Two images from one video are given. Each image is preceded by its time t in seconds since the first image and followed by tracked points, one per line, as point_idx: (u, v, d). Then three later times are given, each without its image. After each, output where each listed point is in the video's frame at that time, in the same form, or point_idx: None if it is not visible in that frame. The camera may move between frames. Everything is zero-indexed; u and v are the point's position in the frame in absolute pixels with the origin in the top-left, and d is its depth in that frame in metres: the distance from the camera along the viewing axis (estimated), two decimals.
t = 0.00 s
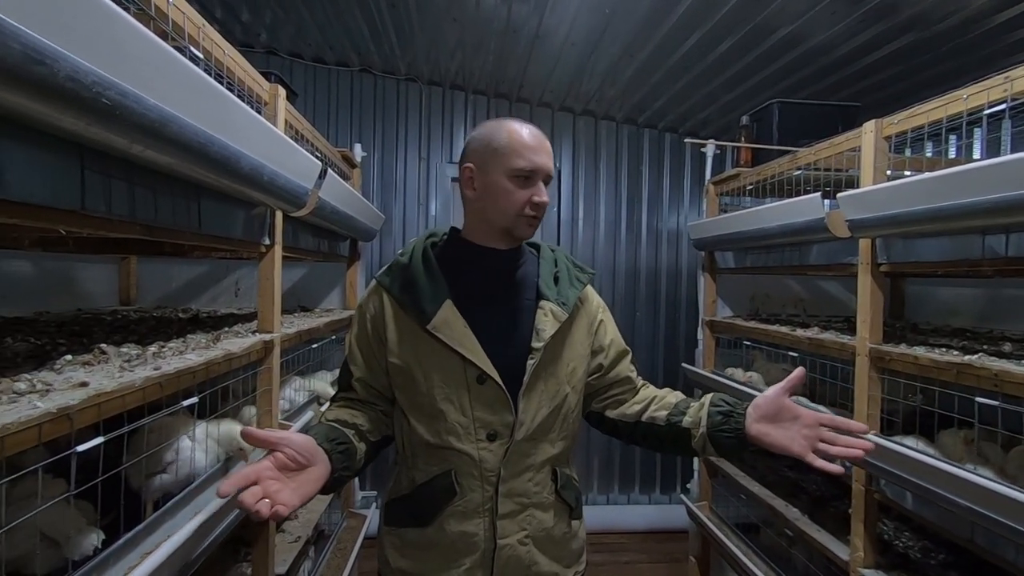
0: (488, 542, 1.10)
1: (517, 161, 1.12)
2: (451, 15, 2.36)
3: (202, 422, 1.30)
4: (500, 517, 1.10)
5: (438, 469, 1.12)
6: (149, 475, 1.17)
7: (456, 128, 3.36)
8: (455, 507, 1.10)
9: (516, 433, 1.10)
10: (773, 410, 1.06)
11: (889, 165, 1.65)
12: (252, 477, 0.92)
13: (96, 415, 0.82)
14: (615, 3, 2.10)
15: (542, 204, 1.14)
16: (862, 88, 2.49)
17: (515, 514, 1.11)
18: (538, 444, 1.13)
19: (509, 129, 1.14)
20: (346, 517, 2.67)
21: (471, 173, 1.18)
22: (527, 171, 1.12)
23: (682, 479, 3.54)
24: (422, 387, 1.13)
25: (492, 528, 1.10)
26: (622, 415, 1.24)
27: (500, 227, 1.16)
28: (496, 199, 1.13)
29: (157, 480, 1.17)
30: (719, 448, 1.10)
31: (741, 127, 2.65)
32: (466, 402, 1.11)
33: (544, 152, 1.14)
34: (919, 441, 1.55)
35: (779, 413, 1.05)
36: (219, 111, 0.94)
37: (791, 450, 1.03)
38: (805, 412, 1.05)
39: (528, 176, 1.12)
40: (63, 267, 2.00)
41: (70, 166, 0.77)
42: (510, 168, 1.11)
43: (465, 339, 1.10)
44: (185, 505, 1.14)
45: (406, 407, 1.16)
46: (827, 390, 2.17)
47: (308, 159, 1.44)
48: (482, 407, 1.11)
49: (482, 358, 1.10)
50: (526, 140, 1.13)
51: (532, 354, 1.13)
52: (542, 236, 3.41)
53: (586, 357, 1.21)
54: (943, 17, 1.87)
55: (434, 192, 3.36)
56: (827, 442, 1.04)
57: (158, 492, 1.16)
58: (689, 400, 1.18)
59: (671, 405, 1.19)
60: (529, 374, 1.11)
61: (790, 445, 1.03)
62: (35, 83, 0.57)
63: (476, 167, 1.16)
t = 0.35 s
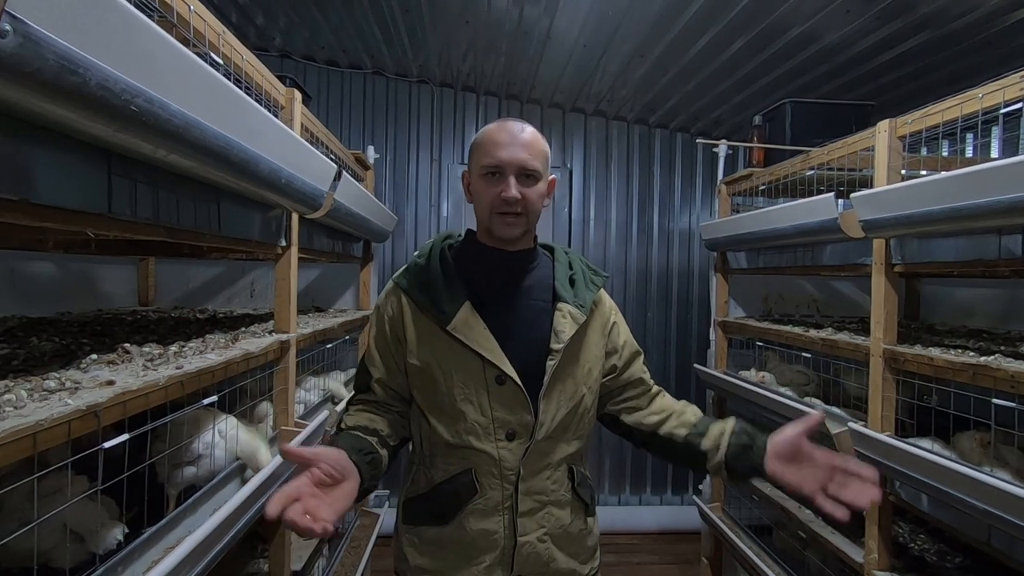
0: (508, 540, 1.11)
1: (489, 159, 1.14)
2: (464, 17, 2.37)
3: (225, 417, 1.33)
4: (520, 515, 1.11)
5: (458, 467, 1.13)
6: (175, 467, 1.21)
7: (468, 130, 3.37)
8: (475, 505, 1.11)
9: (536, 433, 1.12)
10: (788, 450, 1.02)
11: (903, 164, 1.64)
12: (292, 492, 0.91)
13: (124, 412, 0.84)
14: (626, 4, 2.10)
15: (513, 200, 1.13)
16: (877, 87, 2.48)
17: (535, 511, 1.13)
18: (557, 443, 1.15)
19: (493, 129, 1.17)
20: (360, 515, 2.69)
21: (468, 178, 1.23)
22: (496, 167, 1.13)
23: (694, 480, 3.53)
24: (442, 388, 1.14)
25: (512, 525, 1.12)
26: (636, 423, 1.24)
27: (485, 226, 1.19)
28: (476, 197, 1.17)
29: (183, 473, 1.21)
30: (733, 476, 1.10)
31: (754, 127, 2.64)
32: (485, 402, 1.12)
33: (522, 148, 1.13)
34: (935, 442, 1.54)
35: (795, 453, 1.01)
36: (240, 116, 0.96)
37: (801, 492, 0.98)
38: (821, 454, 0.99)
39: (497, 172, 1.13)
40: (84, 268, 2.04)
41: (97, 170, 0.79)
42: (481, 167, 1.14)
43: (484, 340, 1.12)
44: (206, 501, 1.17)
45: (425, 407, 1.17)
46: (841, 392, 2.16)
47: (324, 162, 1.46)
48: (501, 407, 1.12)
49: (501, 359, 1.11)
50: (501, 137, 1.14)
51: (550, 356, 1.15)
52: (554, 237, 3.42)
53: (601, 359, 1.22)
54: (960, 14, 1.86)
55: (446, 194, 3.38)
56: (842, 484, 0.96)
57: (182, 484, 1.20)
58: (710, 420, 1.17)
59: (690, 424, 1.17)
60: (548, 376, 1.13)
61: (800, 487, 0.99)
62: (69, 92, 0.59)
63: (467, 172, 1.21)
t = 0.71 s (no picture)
0: (521, 537, 1.13)
1: (545, 166, 1.11)
2: (470, 18, 2.38)
3: (235, 415, 1.35)
4: (533, 513, 1.13)
5: (470, 468, 1.13)
6: (188, 463, 1.23)
7: (473, 130, 3.39)
8: (488, 503, 1.12)
9: (550, 436, 1.13)
10: None
11: (908, 165, 1.65)
12: None
13: (142, 409, 0.86)
14: (631, 5, 2.11)
15: (569, 209, 1.14)
16: (882, 87, 2.48)
17: (547, 510, 1.15)
18: (569, 444, 1.16)
19: (535, 133, 1.13)
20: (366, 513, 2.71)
21: (496, 177, 1.16)
22: (555, 175, 1.11)
23: (699, 480, 3.55)
24: (454, 392, 1.13)
25: (525, 523, 1.13)
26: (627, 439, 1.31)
27: (526, 231, 1.16)
28: (522, 203, 1.12)
29: (195, 468, 1.23)
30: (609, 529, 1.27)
31: (758, 127, 2.65)
32: (496, 405, 1.12)
33: (571, 156, 1.14)
34: (940, 442, 1.55)
35: None
36: (255, 120, 0.99)
37: None
38: None
39: (555, 180, 1.11)
40: (95, 267, 2.07)
41: (118, 171, 0.81)
42: (538, 173, 1.10)
43: (495, 344, 1.12)
44: (219, 496, 1.19)
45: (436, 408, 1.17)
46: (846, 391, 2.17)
47: (333, 163, 1.48)
48: (511, 409, 1.12)
49: (512, 362, 1.11)
50: (554, 144, 1.11)
51: (565, 361, 1.16)
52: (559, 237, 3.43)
53: (611, 361, 1.25)
54: (966, 15, 1.86)
55: (451, 194, 3.40)
56: None
57: (195, 479, 1.22)
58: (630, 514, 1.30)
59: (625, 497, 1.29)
60: (564, 380, 1.14)
61: None
62: (96, 97, 0.61)
63: (503, 173, 1.14)
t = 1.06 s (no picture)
0: (540, 528, 1.17)
1: (578, 177, 1.13)
2: (471, 17, 2.40)
3: (242, 411, 1.38)
4: (551, 505, 1.17)
5: (488, 466, 1.15)
6: (195, 458, 1.25)
7: (472, 129, 3.41)
8: (507, 498, 1.15)
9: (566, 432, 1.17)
10: None
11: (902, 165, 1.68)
12: None
13: (156, 403, 0.89)
14: (630, 6, 2.14)
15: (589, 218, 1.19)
16: (878, 88, 2.51)
17: (563, 500, 1.19)
18: (581, 438, 1.20)
19: (569, 142, 1.14)
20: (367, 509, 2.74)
21: (523, 180, 1.16)
22: (584, 187, 1.14)
23: (696, 476, 3.58)
24: (469, 394, 1.15)
25: (543, 515, 1.17)
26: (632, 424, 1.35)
27: (547, 236, 1.18)
28: (551, 211, 1.14)
29: (202, 464, 1.25)
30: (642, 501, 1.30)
31: (755, 127, 2.68)
32: (512, 406, 1.14)
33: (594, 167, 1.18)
34: (931, 437, 1.59)
35: None
36: (265, 121, 1.01)
37: None
38: None
39: (583, 191, 1.15)
40: (99, 265, 2.09)
41: (134, 171, 0.84)
42: (570, 182, 1.13)
43: (511, 346, 1.14)
44: (226, 489, 1.22)
45: (448, 409, 1.18)
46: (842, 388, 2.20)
47: (337, 163, 1.50)
48: (528, 408, 1.15)
49: (528, 364, 1.14)
50: (585, 157, 1.14)
51: (579, 359, 1.20)
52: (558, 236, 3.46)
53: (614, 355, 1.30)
54: (960, 17, 1.89)
55: (450, 193, 3.41)
56: None
57: (202, 474, 1.25)
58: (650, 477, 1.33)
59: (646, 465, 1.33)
60: (579, 378, 1.18)
61: None
62: (119, 100, 0.64)
63: (532, 179, 1.15)
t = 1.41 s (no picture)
0: (573, 505, 1.24)
1: (557, 175, 1.15)
2: (466, 15, 2.43)
3: (243, 405, 1.41)
4: (580, 482, 1.25)
5: (522, 455, 1.18)
6: (200, 451, 1.28)
7: (466, 127, 3.43)
8: (543, 482, 1.20)
9: (588, 414, 1.24)
10: None
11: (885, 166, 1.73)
12: None
13: (168, 393, 0.92)
14: (623, 7, 2.19)
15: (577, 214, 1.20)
16: (865, 89, 2.57)
17: (588, 476, 1.28)
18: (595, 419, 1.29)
19: (551, 140, 1.16)
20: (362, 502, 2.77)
21: (510, 181, 1.20)
22: (565, 183, 1.16)
23: (685, 470, 3.65)
24: (500, 386, 1.17)
25: (574, 492, 1.24)
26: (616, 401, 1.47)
27: (536, 234, 1.22)
28: (535, 209, 1.17)
29: (206, 456, 1.28)
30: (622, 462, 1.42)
31: (745, 127, 2.74)
32: (541, 394, 1.19)
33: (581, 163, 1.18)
34: (910, 429, 1.65)
35: None
36: (271, 120, 1.04)
37: None
38: None
39: (565, 188, 1.16)
40: (96, 260, 2.10)
41: (147, 170, 0.87)
42: (550, 180, 1.15)
43: (539, 336, 1.18)
44: (231, 480, 1.26)
45: (473, 405, 1.19)
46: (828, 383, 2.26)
47: (338, 161, 1.53)
48: (557, 394, 1.20)
49: (556, 352, 1.18)
50: (566, 154, 1.15)
51: (593, 339, 1.29)
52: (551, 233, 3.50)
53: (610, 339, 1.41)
54: (944, 20, 1.95)
55: (443, 189, 3.44)
56: None
57: (207, 466, 1.28)
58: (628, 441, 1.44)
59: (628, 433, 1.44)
60: (596, 359, 1.26)
61: None
62: (142, 102, 0.67)
63: (516, 179, 1.18)
